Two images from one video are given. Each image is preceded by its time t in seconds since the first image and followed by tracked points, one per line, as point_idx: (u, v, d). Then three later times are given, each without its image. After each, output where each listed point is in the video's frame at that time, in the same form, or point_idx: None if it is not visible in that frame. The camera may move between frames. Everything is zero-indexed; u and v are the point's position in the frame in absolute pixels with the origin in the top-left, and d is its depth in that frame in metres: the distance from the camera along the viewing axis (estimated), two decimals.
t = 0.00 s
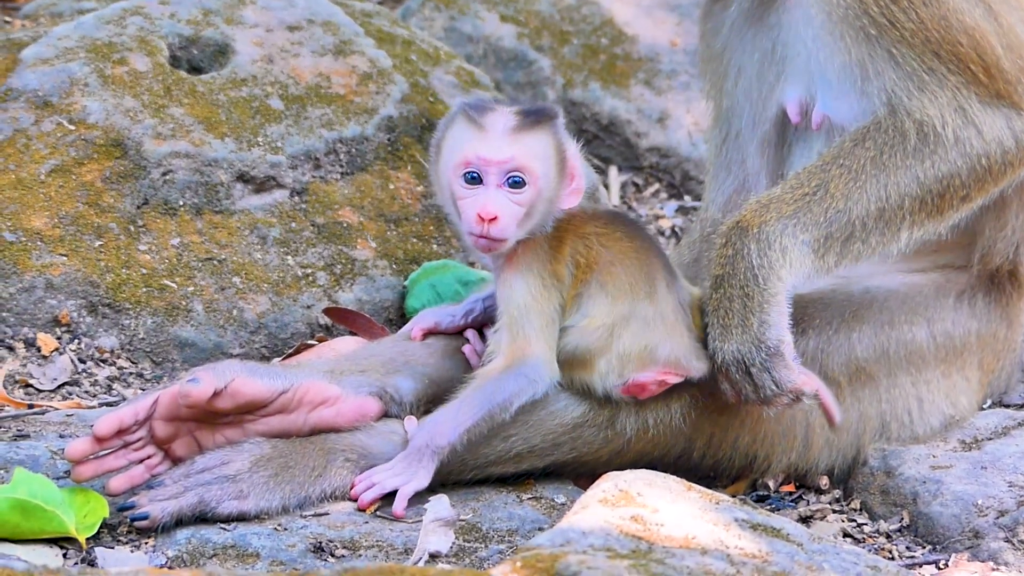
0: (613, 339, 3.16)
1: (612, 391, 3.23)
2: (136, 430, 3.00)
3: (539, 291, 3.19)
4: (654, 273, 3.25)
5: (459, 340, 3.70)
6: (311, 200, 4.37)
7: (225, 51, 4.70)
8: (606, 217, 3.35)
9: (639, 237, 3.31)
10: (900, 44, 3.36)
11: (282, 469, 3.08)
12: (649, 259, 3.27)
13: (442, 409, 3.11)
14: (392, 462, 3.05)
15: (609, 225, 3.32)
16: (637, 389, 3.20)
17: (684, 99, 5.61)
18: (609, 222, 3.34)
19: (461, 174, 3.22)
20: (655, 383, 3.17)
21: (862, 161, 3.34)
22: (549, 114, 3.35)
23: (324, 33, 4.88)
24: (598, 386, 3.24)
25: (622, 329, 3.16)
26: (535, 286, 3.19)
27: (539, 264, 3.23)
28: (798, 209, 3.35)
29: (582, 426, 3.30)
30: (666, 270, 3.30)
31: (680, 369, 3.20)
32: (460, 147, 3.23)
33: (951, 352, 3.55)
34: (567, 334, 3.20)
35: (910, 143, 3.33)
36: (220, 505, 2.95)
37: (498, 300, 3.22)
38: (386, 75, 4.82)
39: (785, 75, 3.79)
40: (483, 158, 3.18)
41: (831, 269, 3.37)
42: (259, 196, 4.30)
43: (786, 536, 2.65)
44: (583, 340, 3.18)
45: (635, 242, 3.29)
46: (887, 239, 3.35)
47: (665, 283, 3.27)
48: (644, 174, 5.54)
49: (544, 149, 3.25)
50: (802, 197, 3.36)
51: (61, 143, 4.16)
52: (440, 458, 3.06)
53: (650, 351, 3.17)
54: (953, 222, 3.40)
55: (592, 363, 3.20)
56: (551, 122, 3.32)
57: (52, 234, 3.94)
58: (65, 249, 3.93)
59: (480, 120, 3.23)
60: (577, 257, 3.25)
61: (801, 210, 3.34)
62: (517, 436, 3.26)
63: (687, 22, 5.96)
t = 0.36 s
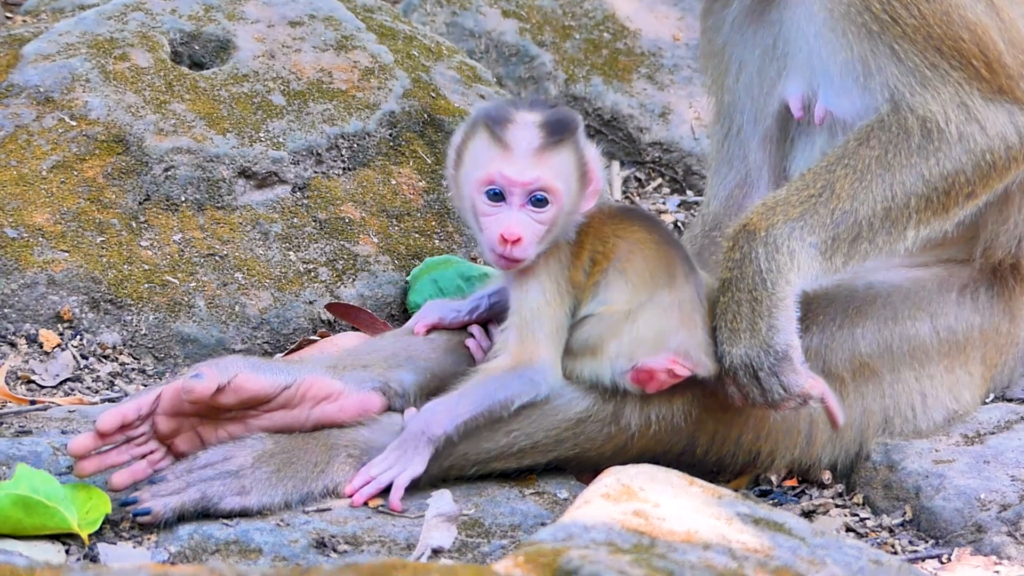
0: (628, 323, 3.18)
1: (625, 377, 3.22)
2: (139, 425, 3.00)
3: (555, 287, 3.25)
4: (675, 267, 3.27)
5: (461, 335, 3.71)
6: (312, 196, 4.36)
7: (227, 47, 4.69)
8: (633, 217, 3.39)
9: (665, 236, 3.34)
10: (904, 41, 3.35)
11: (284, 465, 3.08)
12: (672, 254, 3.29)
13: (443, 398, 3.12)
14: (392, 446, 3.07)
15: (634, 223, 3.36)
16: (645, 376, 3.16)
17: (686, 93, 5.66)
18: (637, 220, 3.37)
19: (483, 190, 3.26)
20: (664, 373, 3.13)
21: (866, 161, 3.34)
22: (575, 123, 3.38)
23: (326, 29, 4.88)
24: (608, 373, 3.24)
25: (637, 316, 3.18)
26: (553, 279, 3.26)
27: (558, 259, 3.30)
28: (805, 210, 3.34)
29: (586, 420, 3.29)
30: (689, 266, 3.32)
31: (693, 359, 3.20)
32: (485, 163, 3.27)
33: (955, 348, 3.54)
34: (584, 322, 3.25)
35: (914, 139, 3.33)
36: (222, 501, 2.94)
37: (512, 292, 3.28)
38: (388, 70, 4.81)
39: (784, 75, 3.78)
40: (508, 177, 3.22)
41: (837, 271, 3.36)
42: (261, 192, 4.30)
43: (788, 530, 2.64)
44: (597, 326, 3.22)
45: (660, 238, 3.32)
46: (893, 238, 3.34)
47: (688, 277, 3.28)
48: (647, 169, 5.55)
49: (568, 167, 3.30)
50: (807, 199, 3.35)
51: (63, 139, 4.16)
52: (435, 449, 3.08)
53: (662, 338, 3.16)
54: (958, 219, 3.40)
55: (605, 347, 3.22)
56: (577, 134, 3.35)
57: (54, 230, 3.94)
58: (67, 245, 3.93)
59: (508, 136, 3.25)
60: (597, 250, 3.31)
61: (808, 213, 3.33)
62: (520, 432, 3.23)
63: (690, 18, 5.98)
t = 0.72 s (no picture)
0: (619, 372, 3.12)
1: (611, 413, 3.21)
2: (140, 422, 3.00)
3: (554, 272, 3.17)
4: (673, 304, 3.15)
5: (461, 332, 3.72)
6: (311, 193, 4.36)
7: (226, 44, 4.69)
8: (641, 228, 3.25)
9: (671, 267, 3.20)
10: (901, 46, 3.34)
11: (282, 462, 3.07)
12: (671, 289, 3.16)
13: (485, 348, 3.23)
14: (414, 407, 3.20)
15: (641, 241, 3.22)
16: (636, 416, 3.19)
17: (685, 90, 5.67)
18: (644, 240, 3.22)
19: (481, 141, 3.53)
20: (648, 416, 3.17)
21: (863, 173, 3.33)
22: (586, 91, 3.33)
23: (325, 26, 4.88)
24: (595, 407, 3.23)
25: (629, 363, 3.10)
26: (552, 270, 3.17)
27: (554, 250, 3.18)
28: (802, 224, 3.32)
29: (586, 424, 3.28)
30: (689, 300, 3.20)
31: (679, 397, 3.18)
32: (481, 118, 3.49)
33: (954, 344, 3.55)
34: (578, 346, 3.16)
35: (909, 149, 3.33)
36: (221, 497, 2.95)
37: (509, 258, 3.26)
38: (387, 67, 4.81)
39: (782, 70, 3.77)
40: (474, 131, 3.37)
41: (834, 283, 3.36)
42: (260, 189, 4.29)
43: (786, 527, 2.64)
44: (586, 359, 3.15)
45: (663, 268, 3.18)
46: (890, 249, 3.33)
47: (686, 318, 3.17)
48: (646, 166, 5.52)
49: (535, 126, 3.26)
50: (804, 213, 3.33)
51: (62, 136, 4.16)
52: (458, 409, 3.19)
53: (648, 391, 3.13)
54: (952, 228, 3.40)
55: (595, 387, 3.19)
56: (581, 99, 3.31)
57: (53, 227, 3.94)
58: (66, 242, 3.93)
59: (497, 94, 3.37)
60: (596, 263, 3.16)
61: (806, 226, 3.32)
62: (519, 434, 3.24)
63: (688, 14, 6.01)
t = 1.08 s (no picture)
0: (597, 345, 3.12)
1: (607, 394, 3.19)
2: (130, 424, 3.01)
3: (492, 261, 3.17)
4: (623, 267, 3.22)
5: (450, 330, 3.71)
6: (304, 191, 4.37)
7: (218, 43, 4.68)
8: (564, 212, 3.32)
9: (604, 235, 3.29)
10: (894, 46, 3.35)
11: (273, 462, 3.08)
12: (617, 254, 3.25)
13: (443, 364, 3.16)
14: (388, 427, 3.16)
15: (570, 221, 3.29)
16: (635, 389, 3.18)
17: (678, 89, 5.68)
18: (573, 220, 3.30)
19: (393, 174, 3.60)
20: (645, 384, 3.17)
21: (852, 170, 3.34)
22: (484, 105, 3.45)
23: (317, 25, 4.88)
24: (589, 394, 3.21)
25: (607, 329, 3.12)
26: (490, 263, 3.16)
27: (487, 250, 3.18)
28: (789, 219, 3.35)
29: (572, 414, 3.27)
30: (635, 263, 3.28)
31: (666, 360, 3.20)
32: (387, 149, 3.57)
33: (944, 343, 3.55)
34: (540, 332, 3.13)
35: (899, 148, 3.33)
36: (212, 497, 2.95)
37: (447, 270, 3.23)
38: (379, 66, 4.81)
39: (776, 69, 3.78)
40: (383, 163, 3.44)
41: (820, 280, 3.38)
42: (252, 188, 4.29)
43: (777, 526, 2.65)
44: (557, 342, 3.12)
45: (599, 238, 3.27)
46: (876, 246, 3.36)
47: (637, 284, 3.22)
48: (638, 164, 5.59)
49: (439, 141, 3.34)
50: (791, 208, 3.36)
51: (53, 134, 4.16)
52: (437, 424, 3.15)
53: (635, 354, 3.15)
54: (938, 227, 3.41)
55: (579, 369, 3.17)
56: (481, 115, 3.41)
57: (45, 226, 3.94)
58: (58, 241, 3.93)
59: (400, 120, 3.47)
60: (536, 250, 3.19)
61: (793, 220, 3.34)
62: (508, 431, 3.22)
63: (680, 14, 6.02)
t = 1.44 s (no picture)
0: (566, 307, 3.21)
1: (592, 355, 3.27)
2: (121, 431, 3.00)
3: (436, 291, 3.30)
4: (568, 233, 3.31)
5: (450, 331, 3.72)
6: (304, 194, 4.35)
7: (217, 44, 4.68)
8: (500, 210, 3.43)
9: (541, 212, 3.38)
10: (896, 47, 3.36)
11: (270, 461, 3.09)
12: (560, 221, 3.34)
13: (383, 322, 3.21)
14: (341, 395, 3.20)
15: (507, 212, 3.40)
16: (620, 332, 3.27)
17: (676, 90, 5.68)
18: (511, 210, 3.40)
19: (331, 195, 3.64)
20: (629, 314, 3.26)
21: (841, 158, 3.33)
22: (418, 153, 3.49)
23: (316, 26, 4.88)
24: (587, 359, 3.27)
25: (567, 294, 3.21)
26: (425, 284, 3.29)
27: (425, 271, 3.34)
28: (762, 150, 3.36)
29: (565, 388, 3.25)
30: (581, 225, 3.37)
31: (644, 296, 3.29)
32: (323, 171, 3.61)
33: (941, 342, 3.55)
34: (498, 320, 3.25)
35: (886, 123, 3.34)
36: (210, 496, 2.96)
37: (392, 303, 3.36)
38: (378, 67, 4.81)
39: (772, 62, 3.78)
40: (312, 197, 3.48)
41: (781, 219, 3.37)
42: (251, 189, 4.29)
43: (776, 528, 2.65)
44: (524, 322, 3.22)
45: (538, 215, 3.36)
46: (842, 203, 3.34)
47: (580, 235, 3.31)
48: (637, 166, 5.60)
49: (362, 190, 3.39)
50: (767, 142, 3.37)
51: (52, 136, 4.16)
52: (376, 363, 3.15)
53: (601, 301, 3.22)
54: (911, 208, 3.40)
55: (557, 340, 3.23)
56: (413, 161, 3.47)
57: (43, 227, 3.94)
58: (57, 243, 3.92)
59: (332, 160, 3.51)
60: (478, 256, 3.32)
61: (764, 152, 3.36)
62: (501, 408, 3.21)
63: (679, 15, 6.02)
